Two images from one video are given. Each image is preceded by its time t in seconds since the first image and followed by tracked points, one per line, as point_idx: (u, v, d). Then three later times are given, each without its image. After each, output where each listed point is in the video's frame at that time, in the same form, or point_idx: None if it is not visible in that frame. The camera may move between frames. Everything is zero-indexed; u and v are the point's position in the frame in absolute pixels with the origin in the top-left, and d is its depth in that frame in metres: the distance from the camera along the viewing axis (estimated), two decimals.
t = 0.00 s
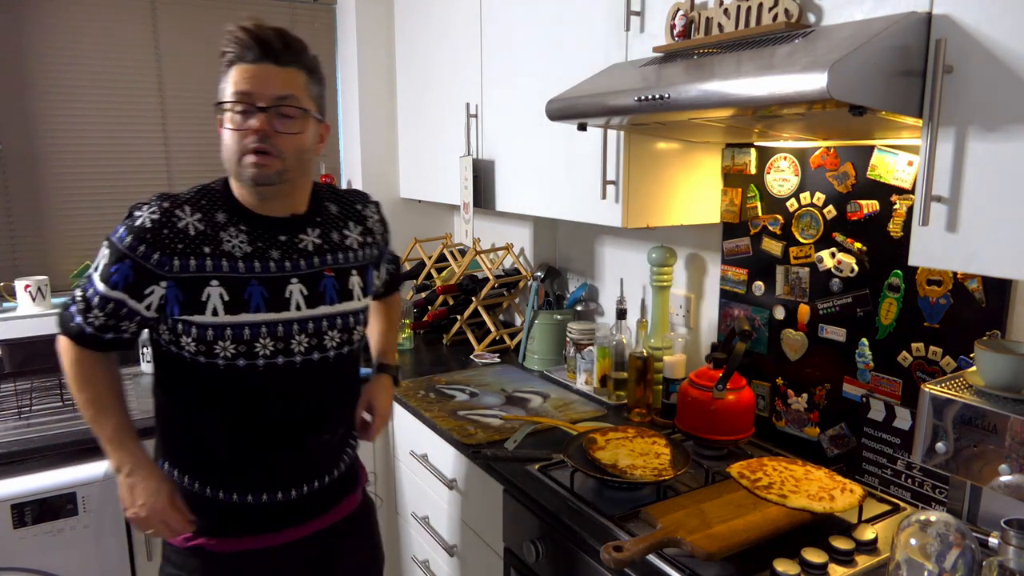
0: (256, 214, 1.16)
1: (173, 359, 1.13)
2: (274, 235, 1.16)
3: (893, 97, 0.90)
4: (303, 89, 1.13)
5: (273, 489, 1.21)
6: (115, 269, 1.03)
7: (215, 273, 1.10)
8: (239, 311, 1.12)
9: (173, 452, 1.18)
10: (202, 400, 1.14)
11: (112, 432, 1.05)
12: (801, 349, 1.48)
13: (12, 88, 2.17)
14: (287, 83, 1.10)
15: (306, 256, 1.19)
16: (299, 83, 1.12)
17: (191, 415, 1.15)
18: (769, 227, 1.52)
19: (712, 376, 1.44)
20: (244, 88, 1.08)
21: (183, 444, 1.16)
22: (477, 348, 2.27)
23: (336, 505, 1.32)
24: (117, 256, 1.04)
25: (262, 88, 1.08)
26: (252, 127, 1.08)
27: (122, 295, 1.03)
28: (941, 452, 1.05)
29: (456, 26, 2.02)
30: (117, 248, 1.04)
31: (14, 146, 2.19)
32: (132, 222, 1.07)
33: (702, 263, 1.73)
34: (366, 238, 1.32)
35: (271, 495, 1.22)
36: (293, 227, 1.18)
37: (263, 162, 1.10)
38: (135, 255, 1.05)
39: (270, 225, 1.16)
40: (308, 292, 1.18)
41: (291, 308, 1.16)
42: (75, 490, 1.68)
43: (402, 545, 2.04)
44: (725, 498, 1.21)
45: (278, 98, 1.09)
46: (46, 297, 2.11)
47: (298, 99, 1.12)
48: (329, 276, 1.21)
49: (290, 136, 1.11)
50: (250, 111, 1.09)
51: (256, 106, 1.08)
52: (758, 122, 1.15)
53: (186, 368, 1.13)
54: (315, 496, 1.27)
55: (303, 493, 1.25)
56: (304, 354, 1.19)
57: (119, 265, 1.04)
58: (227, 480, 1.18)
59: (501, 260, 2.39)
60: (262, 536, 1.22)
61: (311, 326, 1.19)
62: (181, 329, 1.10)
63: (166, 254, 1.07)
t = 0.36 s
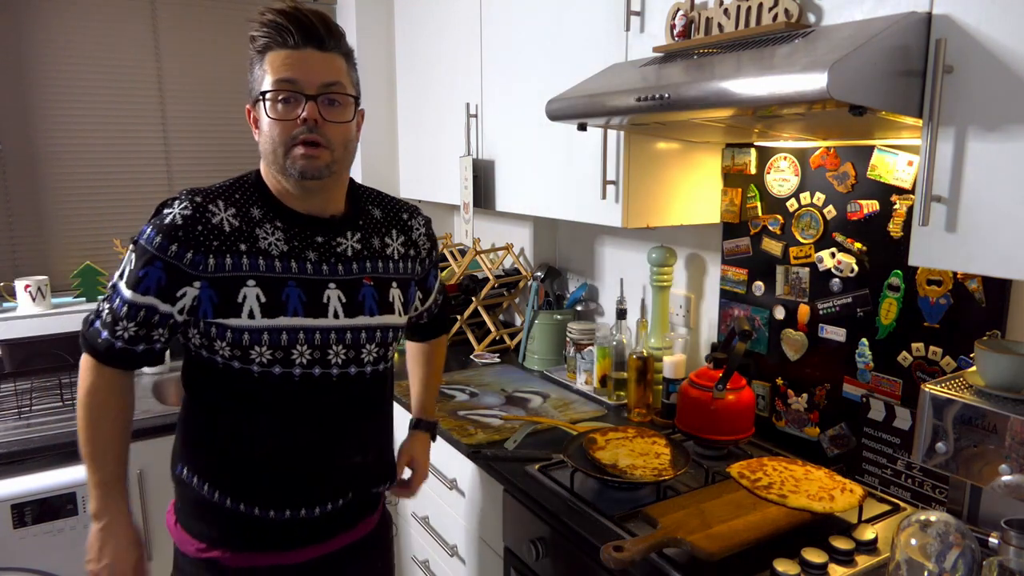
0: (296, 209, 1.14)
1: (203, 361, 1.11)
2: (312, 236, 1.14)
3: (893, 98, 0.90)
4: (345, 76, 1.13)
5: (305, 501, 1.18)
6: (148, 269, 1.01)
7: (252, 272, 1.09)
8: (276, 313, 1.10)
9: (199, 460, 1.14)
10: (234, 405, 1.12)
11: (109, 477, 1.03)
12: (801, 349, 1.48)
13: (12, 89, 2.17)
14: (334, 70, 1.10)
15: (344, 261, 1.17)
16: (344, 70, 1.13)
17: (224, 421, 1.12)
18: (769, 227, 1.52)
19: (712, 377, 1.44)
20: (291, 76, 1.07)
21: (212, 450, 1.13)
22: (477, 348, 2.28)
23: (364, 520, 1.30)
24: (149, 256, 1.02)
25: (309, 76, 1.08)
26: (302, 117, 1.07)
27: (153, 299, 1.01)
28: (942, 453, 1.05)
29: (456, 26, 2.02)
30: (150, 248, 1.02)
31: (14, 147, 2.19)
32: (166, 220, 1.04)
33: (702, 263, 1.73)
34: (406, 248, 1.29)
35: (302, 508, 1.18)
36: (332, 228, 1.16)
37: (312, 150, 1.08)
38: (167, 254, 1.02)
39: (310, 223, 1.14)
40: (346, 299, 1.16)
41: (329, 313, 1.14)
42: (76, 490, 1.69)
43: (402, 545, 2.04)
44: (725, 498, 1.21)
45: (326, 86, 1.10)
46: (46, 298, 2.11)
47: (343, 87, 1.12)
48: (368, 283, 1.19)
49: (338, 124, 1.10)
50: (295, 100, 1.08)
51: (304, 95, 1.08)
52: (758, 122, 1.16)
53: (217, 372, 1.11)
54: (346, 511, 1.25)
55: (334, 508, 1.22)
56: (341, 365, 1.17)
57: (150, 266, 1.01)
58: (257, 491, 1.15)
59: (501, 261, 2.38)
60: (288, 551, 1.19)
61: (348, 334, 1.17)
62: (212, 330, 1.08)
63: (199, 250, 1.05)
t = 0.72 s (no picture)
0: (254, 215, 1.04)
1: (176, 398, 0.99)
2: (281, 240, 1.05)
3: (893, 97, 0.90)
4: (309, 67, 1.03)
5: (300, 532, 1.11)
6: (90, 293, 0.87)
7: (226, 289, 0.99)
8: (259, 332, 1.01)
9: (174, 508, 1.02)
10: (216, 440, 1.01)
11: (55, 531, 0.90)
12: (801, 349, 1.48)
13: (12, 89, 2.17)
14: (296, 63, 1.01)
15: (319, 263, 1.10)
16: (306, 62, 1.03)
17: (203, 458, 1.01)
18: (769, 227, 1.52)
19: (712, 376, 1.44)
20: (245, 71, 0.97)
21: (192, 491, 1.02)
22: (477, 348, 2.28)
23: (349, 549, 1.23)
24: (90, 275, 0.88)
25: (266, 70, 0.98)
26: (260, 117, 0.97)
27: (99, 329, 0.88)
28: (942, 453, 1.05)
29: (456, 26, 2.02)
30: (94, 269, 0.88)
31: (14, 146, 2.19)
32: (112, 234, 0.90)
33: (702, 263, 1.73)
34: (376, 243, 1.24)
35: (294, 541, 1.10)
36: (301, 230, 1.09)
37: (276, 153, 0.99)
38: (116, 273, 0.89)
39: (275, 229, 1.05)
40: (328, 305, 1.08)
41: (313, 323, 1.06)
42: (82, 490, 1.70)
43: (402, 545, 2.04)
44: (725, 498, 1.21)
45: (287, 81, 1.00)
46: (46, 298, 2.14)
47: (307, 81, 1.02)
48: (346, 285, 1.13)
49: (303, 123, 1.01)
50: (254, 99, 0.97)
51: (262, 92, 0.98)
52: (758, 122, 1.15)
53: (194, 407, 0.99)
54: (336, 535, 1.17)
55: (329, 530, 1.16)
56: (333, 378, 1.10)
57: (97, 289, 0.88)
58: (247, 529, 1.06)
59: (501, 261, 2.38)
60: None
61: (336, 344, 1.10)
62: (185, 359, 0.97)
63: (154, 267, 0.93)
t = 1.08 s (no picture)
0: (230, 229, 1.02)
1: (168, 442, 0.98)
2: (261, 265, 1.05)
3: (893, 98, 0.90)
4: (282, 69, 1.01)
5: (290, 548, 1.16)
6: (87, 370, 0.84)
7: (218, 329, 0.99)
8: (254, 368, 1.02)
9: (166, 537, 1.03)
10: (213, 474, 1.03)
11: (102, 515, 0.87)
12: (801, 349, 1.48)
13: (12, 89, 2.17)
14: (266, 64, 0.98)
15: (300, 280, 1.11)
16: (277, 62, 1.00)
17: (197, 492, 1.03)
18: (769, 227, 1.52)
19: (712, 376, 1.43)
20: (215, 80, 0.94)
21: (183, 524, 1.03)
22: (477, 348, 2.28)
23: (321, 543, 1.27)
24: (81, 350, 0.84)
25: (238, 76, 0.95)
26: (234, 127, 0.94)
27: (110, 403, 0.86)
28: (942, 453, 1.05)
29: (456, 26, 2.02)
30: (81, 346, 0.84)
31: (14, 146, 2.19)
32: (94, 299, 0.86)
33: (702, 263, 1.73)
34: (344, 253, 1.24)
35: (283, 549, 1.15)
36: (281, 247, 1.09)
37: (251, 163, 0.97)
38: (106, 340, 0.86)
39: (253, 246, 1.04)
40: (314, 325, 1.11)
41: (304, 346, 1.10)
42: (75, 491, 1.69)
43: (402, 545, 2.04)
44: (725, 498, 1.21)
45: (261, 87, 0.97)
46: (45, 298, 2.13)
47: (281, 84, 1.00)
48: (326, 299, 1.16)
49: (277, 130, 0.99)
50: (225, 107, 0.95)
51: (235, 100, 0.95)
52: (758, 122, 1.15)
53: (191, 450, 1.00)
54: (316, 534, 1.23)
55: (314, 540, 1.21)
56: (324, 397, 1.14)
57: (96, 362, 0.85)
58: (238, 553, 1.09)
59: (501, 261, 2.38)
60: None
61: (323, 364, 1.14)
62: (182, 410, 0.96)
63: (144, 327, 0.90)
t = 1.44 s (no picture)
0: (240, 227, 1.01)
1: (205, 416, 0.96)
2: (271, 250, 1.04)
3: (893, 98, 0.90)
4: (284, 78, 0.99)
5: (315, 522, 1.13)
6: (190, 301, 0.89)
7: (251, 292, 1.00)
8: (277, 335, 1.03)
9: (180, 512, 0.99)
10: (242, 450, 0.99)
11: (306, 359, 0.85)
12: (801, 349, 1.48)
13: (12, 89, 2.17)
14: (271, 73, 0.96)
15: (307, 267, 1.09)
16: (281, 72, 0.98)
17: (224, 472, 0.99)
18: (769, 227, 1.52)
19: (712, 376, 1.44)
20: (221, 85, 0.92)
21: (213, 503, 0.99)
22: (477, 348, 2.28)
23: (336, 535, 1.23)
24: (174, 293, 0.88)
25: (243, 82, 0.93)
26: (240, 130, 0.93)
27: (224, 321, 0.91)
28: (942, 453, 1.05)
29: (456, 25, 2.02)
30: (169, 286, 0.88)
31: (14, 146, 2.19)
32: (161, 256, 0.89)
33: (702, 263, 1.73)
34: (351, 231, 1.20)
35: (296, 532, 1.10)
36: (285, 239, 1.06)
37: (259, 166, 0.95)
38: (187, 280, 0.90)
39: (263, 237, 1.03)
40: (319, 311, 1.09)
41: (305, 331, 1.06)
42: (75, 490, 1.70)
43: (402, 545, 2.04)
44: (725, 498, 1.21)
45: (264, 92, 0.95)
46: (45, 298, 2.18)
47: (283, 90, 0.98)
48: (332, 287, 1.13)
49: (281, 133, 0.96)
50: (232, 111, 0.93)
51: (241, 104, 0.94)
52: (758, 122, 1.15)
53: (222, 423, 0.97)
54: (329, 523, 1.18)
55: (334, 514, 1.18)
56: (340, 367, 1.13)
57: (193, 296, 0.89)
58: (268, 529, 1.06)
59: (501, 260, 2.38)
60: None
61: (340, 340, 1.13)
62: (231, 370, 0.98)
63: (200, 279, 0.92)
